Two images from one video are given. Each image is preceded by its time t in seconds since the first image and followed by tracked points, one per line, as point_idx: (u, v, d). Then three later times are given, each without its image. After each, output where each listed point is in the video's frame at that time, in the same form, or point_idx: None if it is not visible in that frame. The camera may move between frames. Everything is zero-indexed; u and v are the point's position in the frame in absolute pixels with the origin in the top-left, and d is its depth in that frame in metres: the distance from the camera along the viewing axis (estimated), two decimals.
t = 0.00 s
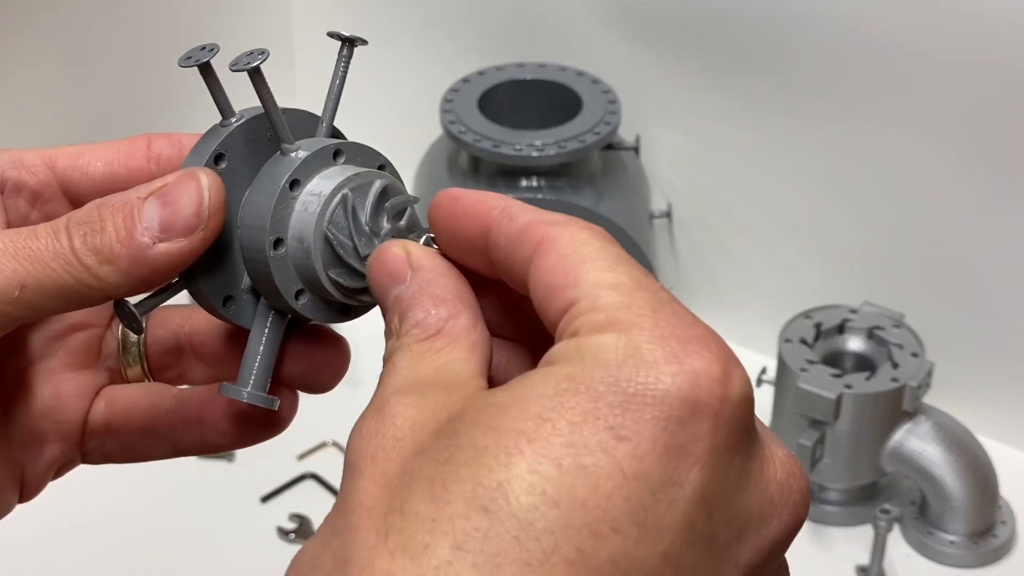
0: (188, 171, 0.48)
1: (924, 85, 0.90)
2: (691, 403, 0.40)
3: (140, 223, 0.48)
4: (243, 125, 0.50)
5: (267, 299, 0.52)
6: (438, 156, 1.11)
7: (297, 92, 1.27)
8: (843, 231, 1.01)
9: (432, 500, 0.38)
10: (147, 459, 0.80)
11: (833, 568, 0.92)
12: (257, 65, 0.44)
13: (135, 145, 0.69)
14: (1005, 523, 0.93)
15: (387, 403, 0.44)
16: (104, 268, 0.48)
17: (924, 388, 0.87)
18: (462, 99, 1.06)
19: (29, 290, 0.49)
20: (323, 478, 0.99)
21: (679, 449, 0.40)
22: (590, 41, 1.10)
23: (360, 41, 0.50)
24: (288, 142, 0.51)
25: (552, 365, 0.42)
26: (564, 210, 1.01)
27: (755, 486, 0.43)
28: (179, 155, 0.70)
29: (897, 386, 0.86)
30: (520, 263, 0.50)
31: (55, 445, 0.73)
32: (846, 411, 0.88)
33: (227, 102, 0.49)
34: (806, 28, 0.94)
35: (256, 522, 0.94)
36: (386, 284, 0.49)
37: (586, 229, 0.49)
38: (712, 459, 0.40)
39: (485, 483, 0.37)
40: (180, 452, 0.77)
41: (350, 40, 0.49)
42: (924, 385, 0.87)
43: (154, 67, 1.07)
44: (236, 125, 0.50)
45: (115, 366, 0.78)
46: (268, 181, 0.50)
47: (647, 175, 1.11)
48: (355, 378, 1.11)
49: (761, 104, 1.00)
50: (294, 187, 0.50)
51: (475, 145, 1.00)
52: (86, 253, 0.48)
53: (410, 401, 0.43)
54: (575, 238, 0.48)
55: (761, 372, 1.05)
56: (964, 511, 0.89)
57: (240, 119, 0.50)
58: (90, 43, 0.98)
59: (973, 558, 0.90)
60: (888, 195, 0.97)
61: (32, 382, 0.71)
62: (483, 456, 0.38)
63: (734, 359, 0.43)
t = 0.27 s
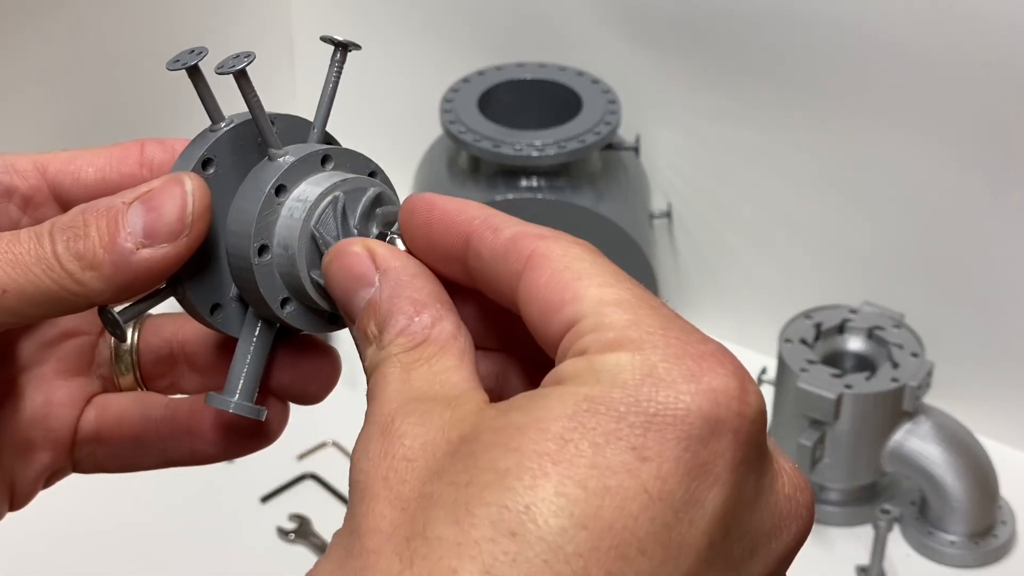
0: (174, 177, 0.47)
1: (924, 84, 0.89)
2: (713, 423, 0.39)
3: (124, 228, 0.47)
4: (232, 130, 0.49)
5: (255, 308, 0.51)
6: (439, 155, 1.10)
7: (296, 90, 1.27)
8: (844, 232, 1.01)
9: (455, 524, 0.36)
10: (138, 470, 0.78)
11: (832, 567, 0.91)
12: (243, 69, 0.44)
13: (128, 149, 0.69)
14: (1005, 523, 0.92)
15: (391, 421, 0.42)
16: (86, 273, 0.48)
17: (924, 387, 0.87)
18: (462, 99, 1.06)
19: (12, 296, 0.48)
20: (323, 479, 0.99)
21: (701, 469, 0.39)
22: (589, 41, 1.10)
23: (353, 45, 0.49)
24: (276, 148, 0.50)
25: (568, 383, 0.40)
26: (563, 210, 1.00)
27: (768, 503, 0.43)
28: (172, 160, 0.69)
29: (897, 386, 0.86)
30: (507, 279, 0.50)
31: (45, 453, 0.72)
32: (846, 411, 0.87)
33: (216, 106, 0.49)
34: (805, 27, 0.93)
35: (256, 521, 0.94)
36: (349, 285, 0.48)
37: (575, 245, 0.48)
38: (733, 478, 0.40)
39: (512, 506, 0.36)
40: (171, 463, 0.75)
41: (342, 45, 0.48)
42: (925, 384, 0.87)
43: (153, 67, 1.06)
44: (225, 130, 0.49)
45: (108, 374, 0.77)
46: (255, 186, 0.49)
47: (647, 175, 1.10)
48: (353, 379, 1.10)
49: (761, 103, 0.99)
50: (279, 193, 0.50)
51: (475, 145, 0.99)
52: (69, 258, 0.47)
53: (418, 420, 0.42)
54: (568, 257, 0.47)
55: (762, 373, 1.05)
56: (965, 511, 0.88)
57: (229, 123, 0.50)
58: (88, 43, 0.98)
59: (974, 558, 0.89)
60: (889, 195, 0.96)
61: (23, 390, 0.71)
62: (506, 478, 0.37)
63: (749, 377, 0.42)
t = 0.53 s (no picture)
0: (164, 185, 0.47)
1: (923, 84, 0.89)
2: (718, 421, 0.39)
3: (113, 236, 0.47)
4: (222, 138, 0.49)
5: (245, 316, 0.51)
6: (439, 155, 1.10)
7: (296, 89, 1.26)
8: (845, 232, 1.00)
9: (461, 522, 0.36)
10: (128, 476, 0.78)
11: (832, 567, 0.91)
12: (232, 78, 0.43)
13: (119, 156, 0.68)
14: (1005, 523, 0.92)
15: (392, 427, 0.42)
16: (76, 281, 0.47)
17: (924, 387, 0.87)
18: (462, 99, 1.05)
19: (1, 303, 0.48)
20: (322, 479, 0.98)
21: (707, 468, 0.39)
22: (589, 41, 1.09)
23: (345, 54, 0.49)
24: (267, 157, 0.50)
25: (572, 382, 0.40)
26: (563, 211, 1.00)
27: (772, 508, 0.43)
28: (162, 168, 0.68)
29: (897, 386, 0.86)
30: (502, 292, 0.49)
31: (35, 460, 0.72)
32: (846, 411, 0.87)
33: (207, 113, 0.49)
34: (804, 27, 0.93)
35: (256, 522, 0.93)
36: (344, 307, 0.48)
37: (571, 256, 0.48)
38: (738, 478, 0.40)
39: (519, 504, 0.36)
40: (160, 470, 0.75)
41: (334, 53, 0.48)
42: (925, 384, 0.87)
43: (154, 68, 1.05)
44: (215, 138, 0.49)
45: (100, 381, 0.77)
46: (245, 195, 0.49)
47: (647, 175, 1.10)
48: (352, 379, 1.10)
49: (760, 104, 0.99)
50: (270, 202, 0.49)
51: (475, 145, 0.99)
52: (58, 266, 0.47)
53: (419, 425, 0.41)
54: (567, 265, 0.47)
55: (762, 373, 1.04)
56: (965, 511, 0.88)
57: (220, 132, 0.50)
58: (89, 44, 0.98)
59: (974, 558, 0.89)
60: (889, 195, 0.96)
61: (14, 396, 0.71)
62: (512, 476, 0.37)
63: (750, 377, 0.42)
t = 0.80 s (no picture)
0: (157, 193, 0.47)
1: (923, 85, 0.89)
2: (677, 405, 0.39)
3: (107, 243, 0.47)
4: (215, 143, 0.50)
5: (237, 322, 0.51)
6: (439, 155, 1.10)
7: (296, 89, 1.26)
8: (845, 232, 1.00)
9: (428, 535, 0.36)
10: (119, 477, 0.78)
11: (832, 567, 0.91)
12: (226, 85, 0.43)
13: (111, 159, 0.68)
14: (1005, 523, 0.92)
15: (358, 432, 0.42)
16: (70, 288, 0.48)
17: (924, 387, 0.87)
18: (461, 100, 1.06)
19: None
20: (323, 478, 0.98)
21: (670, 454, 0.39)
22: (589, 42, 1.10)
23: (337, 59, 0.49)
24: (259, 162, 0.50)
25: (531, 377, 0.40)
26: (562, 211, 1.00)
27: (740, 485, 0.43)
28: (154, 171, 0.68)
29: (897, 387, 0.86)
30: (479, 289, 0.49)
31: (27, 461, 0.72)
32: (846, 411, 0.87)
33: (199, 119, 0.49)
34: (803, 27, 0.93)
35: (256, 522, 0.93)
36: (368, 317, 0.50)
37: (543, 253, 0.48)
38: (702, 462, 0.40)
39: (485, 512, 0.36)
40: (150, 470, 0.75)
41: (327, 58, 0.48)
42: (925, 385, 0.87)
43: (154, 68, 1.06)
44: (209, 143, 0.49)
45: (91, 381, 0.77)
46: (238, 201, 0.49)
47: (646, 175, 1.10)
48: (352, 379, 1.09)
49: (760, 104, 0.99)
50: (262, 209, 0.49)
51: (475, 146, 0.99)
52: (52, 273, 0.47)
53: (386, 429, 0.41)
54: (544, 263, 0.47)
55: (762, 373, 1.04)
56: (965, 512, 0.88)
57: (212, 137, 0.50)
58: (90, 44, 0.98)
59: (974, 558, 0.89)
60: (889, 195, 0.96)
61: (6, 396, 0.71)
62: (477, 483, 0.36)
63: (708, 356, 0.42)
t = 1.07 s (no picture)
0: (150, 192, 0.46)
1: (923, 85, 0.89)
2: (657, 397, 0.39)
3: (101, 242, 0.47)
4: (209, 142, 0.49)
5: (228, 321, 0.51)
6: (439, 155, 1.10)
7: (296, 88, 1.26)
8: (845, 232, 1.00)
9: (406, 532, 0.35)
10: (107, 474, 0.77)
11: (832, 567, 0.90)
12: (221, 86, 0.43)
13: (104, 159, 0.68)
14: (1005, 523, 0.92)
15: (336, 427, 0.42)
16: (64, 286, 0.48)
17: (925, 387, 0.87)
18: (461, 100, 1.05)
19: None
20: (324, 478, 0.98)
21: (649, 446, 0.38)
22: (589, 41, 1.09)
23: (330, 59, 0.49)
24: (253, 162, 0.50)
25: (510, 370, 0.40)
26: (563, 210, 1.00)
27: (723, 474, 0.42)
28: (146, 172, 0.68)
29: (897, 386, 0.86)
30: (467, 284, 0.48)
31: (15, 457, 0.71)
32: (846, 411, 0.87)
33: (194, 118, 0.48)
34: (803, 27, 0.93)
35: (255, 521, 0.93)
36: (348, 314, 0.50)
37: (530, 244, 0.48)
38: (682, 453, 0.39)
39: (462, 508, 0.35)
40: (139, 467, 0.74)
41: (322, 60, 0.48)
42: (925, 385, 0.87)
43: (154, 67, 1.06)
44: (203, 143, 0.49)
45: (81, 378, 0.76)
46: (231, 201, 0.49)
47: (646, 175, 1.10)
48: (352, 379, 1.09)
49: (760, 104, 0.99)
50: (256, 209, 0.49)
51: (475, 145, 0.99)
52: (46, 272, 0.47)
53: (364, 424, 0.41)
54: (524, 254, 0.46)
55: (762, 372, 1.04)
56: (965, 511, 0.88)
57: (207, 136, 0.49)
58: (90, 44, 0.98)
59: (974, 558, 0.89)
60: (889, 195, 0.96)
61: None
62: (454, 479, 0.36)
63: (691, 345, 0.41)
